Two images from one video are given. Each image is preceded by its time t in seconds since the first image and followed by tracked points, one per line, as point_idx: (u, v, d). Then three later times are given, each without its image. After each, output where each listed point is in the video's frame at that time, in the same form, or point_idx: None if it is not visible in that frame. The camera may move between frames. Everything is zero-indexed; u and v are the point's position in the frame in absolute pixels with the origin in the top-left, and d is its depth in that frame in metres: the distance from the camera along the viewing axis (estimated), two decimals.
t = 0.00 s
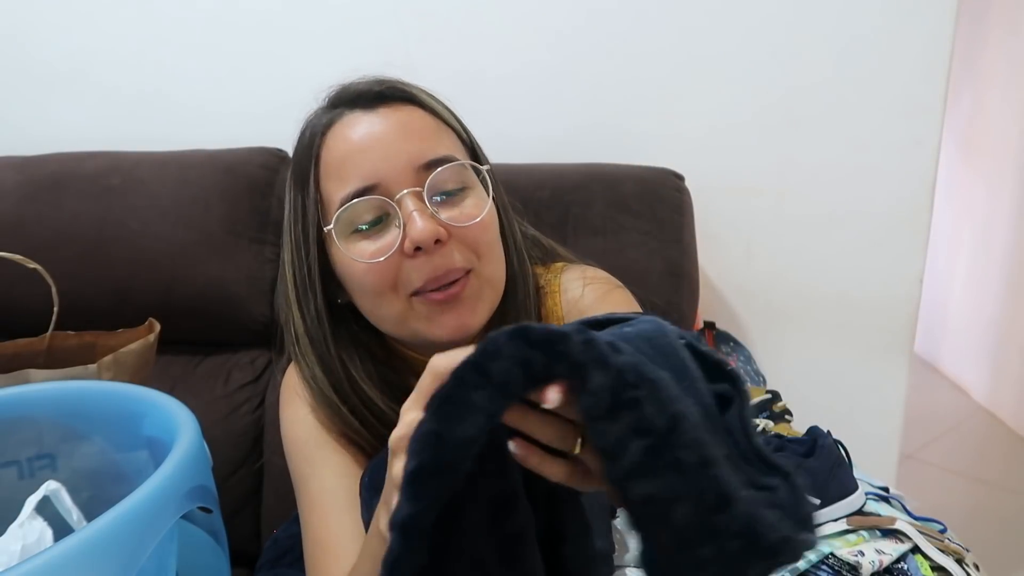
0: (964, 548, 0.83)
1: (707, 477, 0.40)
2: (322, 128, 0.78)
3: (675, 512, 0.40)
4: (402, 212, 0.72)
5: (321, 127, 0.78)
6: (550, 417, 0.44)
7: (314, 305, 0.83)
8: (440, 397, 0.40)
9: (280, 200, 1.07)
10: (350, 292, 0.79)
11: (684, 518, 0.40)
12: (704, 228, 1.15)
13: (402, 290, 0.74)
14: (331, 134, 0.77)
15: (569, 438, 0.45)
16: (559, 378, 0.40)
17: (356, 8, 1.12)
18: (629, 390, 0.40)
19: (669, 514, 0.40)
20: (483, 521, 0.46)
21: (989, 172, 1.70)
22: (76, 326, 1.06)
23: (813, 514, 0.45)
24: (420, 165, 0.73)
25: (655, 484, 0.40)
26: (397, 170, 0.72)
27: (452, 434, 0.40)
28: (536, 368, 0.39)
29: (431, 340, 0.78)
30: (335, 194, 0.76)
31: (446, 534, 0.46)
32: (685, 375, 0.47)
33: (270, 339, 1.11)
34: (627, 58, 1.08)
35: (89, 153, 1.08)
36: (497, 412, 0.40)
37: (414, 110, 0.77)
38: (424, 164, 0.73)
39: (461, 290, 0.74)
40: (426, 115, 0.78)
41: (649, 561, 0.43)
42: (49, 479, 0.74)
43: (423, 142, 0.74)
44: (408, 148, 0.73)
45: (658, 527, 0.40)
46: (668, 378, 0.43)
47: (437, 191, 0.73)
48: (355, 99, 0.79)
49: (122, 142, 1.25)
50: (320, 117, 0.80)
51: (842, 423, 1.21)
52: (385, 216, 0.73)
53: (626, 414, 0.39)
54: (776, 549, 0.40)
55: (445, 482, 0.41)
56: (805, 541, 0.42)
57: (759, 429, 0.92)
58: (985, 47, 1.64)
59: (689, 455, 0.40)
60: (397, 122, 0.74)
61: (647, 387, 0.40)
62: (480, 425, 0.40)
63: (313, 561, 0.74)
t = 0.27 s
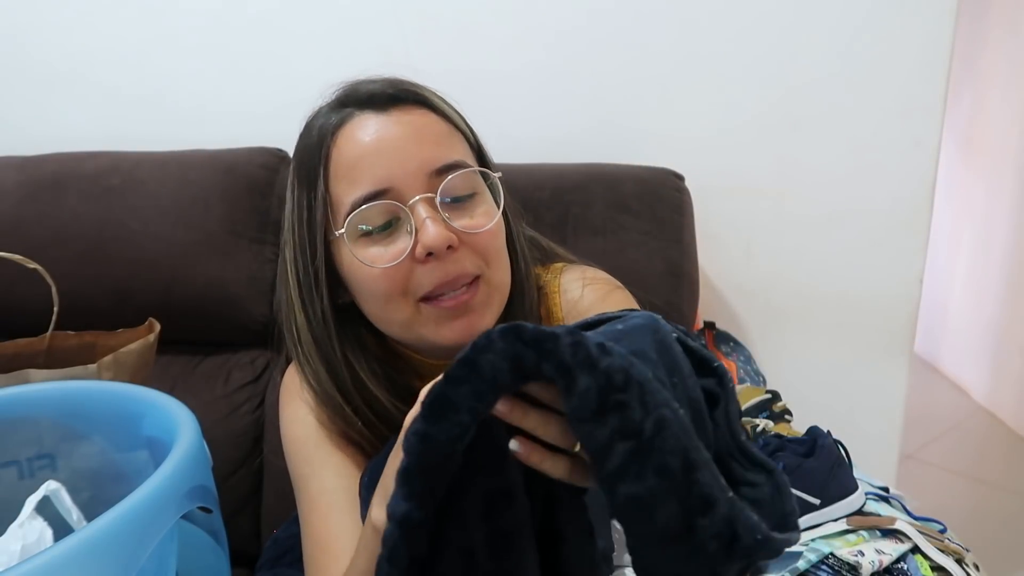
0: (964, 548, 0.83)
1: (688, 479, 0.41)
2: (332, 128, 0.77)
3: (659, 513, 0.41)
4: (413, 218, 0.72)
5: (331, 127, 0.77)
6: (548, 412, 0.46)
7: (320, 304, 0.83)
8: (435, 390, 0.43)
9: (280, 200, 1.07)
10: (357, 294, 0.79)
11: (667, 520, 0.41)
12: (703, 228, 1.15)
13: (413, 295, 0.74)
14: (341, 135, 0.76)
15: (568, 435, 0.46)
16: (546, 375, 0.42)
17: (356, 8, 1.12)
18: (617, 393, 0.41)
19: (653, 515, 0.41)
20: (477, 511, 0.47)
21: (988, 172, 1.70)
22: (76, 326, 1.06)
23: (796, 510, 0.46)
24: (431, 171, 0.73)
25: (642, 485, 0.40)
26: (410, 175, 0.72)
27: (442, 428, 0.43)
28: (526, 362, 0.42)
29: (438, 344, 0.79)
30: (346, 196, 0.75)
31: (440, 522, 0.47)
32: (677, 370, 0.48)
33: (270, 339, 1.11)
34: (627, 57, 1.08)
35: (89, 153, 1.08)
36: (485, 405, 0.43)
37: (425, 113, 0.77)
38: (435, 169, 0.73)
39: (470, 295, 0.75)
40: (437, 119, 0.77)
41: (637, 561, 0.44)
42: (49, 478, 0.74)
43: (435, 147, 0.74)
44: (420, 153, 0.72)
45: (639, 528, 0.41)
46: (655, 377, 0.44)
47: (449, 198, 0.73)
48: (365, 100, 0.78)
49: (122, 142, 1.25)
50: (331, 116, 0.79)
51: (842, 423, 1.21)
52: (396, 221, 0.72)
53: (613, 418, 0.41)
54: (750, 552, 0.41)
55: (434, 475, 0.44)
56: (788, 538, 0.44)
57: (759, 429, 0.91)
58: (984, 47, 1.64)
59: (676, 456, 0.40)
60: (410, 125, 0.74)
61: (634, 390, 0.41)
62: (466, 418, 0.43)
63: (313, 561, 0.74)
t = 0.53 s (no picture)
0: (965, 548, 0.83)
1: (664, 504, 0.41)
2: (334, 131, 0.77)
3: (628, 531, 0.41)
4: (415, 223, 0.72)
5: (333, 130, 0.77)
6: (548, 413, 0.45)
7: (319, 308, 0.82)
8: (445, 399, 0.42)
9: (280, 200, 1.07)
10: (356, 298, 0.78)
11: (636, 537, 0.41)
12: (704, 228, 1.15)
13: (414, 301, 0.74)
14: (343, 139, 0.76)
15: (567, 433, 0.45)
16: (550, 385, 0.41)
17: (356, 8, 1.12)
18: (614, 408, 0.41)
19: (622, 531, 0.41)
20: (485, 529, 0.44)
21: (989, 172, 1.70)
22: (76, 326, 1.06)
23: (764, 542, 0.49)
24: (434, 176, 0.73)
25: (618, 502, 0.40)
26: (414, 180, 0.72)
27: (452, 435, 0.42)
28: (532, 371, 0.41)
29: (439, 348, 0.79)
30: (347, 200, 0.75)
31: (447, 536, 0.45)
32: (679, 390, 0.48)
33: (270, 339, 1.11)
34: (627, 57, 1.08)
35: (89, 153, 1.08)
36: (492, 413, 0.41)
37: (428, 117, 0.77)
38: (438, 173, 0.73)
39: (470, 300, 0.76)
40: (439, 123, 0.77)
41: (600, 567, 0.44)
42: (49, 479, 0.74)
43: (437, 151, 0.74)
44: (423, 158, 0.72)
45: (608, 543, 0.41)
46: (654, 396, 0.45)
47: (451, 203, 0.73)
48: (367, 104, 0.78)
49: (122, 142, 1.25)
50: (332, 119, 0.79)
51: (842, 423, 1.21)
52: (397, 226, 0.72)
53: (605, 432, 0.41)
54: None
55: (445, 486, 0.42)
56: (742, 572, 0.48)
57: (759, 429, 0.91)
58: (985, 48, 1.64)
59: (653, 481, 0.41)
60: (413, 130, 0.74)
61: (630, 407, 0.41)
62: (477, 426, 0.41)
63: (311, 562, 0.74)
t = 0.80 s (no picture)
0: (965, 548, 0.83)
1: (683, 494, 0.41)
2: (339, 132, 0.77)
3: (649, 523, 0.41)
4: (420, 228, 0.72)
5: (337, 131, 0.77)
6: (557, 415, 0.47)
7: (319, 309, 0.82)
8: (460, 411, 0.44)
9: (280, 200, 1.07)
10: (358, 301, 0.79)
11: (658, 531, 0.41)
12: (704, 228, 1.15)
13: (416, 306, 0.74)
14: (348, 140, 0.75)
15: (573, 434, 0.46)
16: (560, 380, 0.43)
17: (356, 8, 1.12)
18: (624, 397, 0.43)
19: (642, 524, 0.41)
20: (512, 536, 0.46)
21: (989, 172, 1.70)
22: (76, 326, 1.06)
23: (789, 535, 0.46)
24: (438, 181, 0.72)
25: (636, 494, 0.41)
26: (419, 184, 0.72)
27: (472, 444, 0.43)
28: (541, 368, 0.44)
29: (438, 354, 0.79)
30: (350, 203, 0.75)
31: (480, 550, 0.45)
32: (690, 387, 0.48)
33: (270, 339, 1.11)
34: (627, 57, 1.08)
35: (89, 153, 1.08)
36: (507, 417, 0.43)
37: (433, 121, 0.76)
38: (442, 179, 0.73)
39: (472, 306, 0.76)
40: (445, 127, 0.77)
41: (628, 569, 0.44)
42: (49, 478, 0.74)
43: (442, 156, 0.73)
44: (428, 162, 0.72)
45: (630, 536, 0.41)
46: (666, 391, 0.46)
47: (456, 209, 0.73)
48: (372, 106, 0.77)
49: (122, 142, 1.25)
50: (336, 120, 0.78)
51: (842, 423, 1.21)
52: (400, 231, 0.72)
53: (618, 420, 0.42)
54: None
55: (472, 499, 0.43)
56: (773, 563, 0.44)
57: (759, 429, 0.91)
58: (985, 48, 1.64)
59: (672, 468, 0.41)
60: (419, 134, 0.73)
61: (641, 396, 0.42)
62: (496, 432, 0.43)
63: (309, 563, 0.74)
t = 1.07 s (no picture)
0: (965, 548, 0.83)
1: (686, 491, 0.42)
2: (348, 131, 0.76)
3: (653, 520, 0.41)
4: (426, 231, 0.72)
5: (346, 130, 0.76)
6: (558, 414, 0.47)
7: (325, 307, 0.82)
8: (462, 412, 0.44)
9: (280, 201, 1.07)
10: (361, 300, 0.78)
11: (661, 527, 0.41)
12: (704, 228, 1.15)
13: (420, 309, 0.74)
14: (357, 140, 0.75)
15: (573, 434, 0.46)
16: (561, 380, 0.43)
17: (356, 8, 1.12)
18: (625, 395, 0.43)
19: (646, 521, 0.41)
20: (515, 536, 0.46)
21: (989, 172, 1.70)
22: (77, 326, 1.06)
23: (789, 528, 0.46)
24: (445, 184, 0.72)
25: (639, 491, 0.41)
26: (427, 187, 0.72)
27: (475, 446, 0.43)
28: (541, 368, 0.44)
29: (440, 356, 0.79)
30: (357, 203, 0.74)
31: (484, 551, 0.45)
32: (689, 381, 0.48)
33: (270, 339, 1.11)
34: (627, 57, 1.08)
35: (89, 153, 1.08)
36: (510, 417, 0.43)
37: (442, 123, 0.76)
38: (449, 182, 0.73)
39: (476, 310, 0.76)
40: (453, 130, 0.77)
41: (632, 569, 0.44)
42: (49, 478, 0.74)
43: (451, 159, 0.73)
44: (437, 165, 0.72)
45: (634, 534, 0.41)
46: (668, 389, 0.46)
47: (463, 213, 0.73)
48: (381, 106, 0.77)
49: (122, 141, 1.25)
50: (344, 119, 0.78)
51: (842, 423, 1.21)
52: (406, 233, 0.72)
53: (620, 418, 0.42)
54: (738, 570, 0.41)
55: (478, 500, 0.43)
56: (774, 555, 0.45)
57: (759, 429, 0.91)
58: (985, 48, 1.64)
59: (673, 465, 0.41)
60: (428, 136, 0.73)
61: (642, 394, 0.43)
62: (499, 432, 0.43)
63: (310, 563, 0.74)
